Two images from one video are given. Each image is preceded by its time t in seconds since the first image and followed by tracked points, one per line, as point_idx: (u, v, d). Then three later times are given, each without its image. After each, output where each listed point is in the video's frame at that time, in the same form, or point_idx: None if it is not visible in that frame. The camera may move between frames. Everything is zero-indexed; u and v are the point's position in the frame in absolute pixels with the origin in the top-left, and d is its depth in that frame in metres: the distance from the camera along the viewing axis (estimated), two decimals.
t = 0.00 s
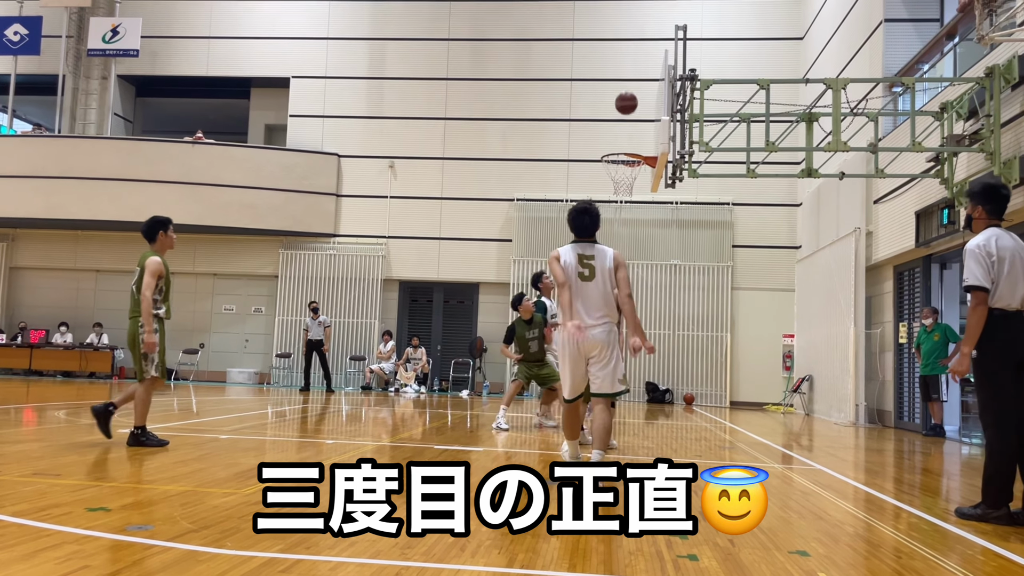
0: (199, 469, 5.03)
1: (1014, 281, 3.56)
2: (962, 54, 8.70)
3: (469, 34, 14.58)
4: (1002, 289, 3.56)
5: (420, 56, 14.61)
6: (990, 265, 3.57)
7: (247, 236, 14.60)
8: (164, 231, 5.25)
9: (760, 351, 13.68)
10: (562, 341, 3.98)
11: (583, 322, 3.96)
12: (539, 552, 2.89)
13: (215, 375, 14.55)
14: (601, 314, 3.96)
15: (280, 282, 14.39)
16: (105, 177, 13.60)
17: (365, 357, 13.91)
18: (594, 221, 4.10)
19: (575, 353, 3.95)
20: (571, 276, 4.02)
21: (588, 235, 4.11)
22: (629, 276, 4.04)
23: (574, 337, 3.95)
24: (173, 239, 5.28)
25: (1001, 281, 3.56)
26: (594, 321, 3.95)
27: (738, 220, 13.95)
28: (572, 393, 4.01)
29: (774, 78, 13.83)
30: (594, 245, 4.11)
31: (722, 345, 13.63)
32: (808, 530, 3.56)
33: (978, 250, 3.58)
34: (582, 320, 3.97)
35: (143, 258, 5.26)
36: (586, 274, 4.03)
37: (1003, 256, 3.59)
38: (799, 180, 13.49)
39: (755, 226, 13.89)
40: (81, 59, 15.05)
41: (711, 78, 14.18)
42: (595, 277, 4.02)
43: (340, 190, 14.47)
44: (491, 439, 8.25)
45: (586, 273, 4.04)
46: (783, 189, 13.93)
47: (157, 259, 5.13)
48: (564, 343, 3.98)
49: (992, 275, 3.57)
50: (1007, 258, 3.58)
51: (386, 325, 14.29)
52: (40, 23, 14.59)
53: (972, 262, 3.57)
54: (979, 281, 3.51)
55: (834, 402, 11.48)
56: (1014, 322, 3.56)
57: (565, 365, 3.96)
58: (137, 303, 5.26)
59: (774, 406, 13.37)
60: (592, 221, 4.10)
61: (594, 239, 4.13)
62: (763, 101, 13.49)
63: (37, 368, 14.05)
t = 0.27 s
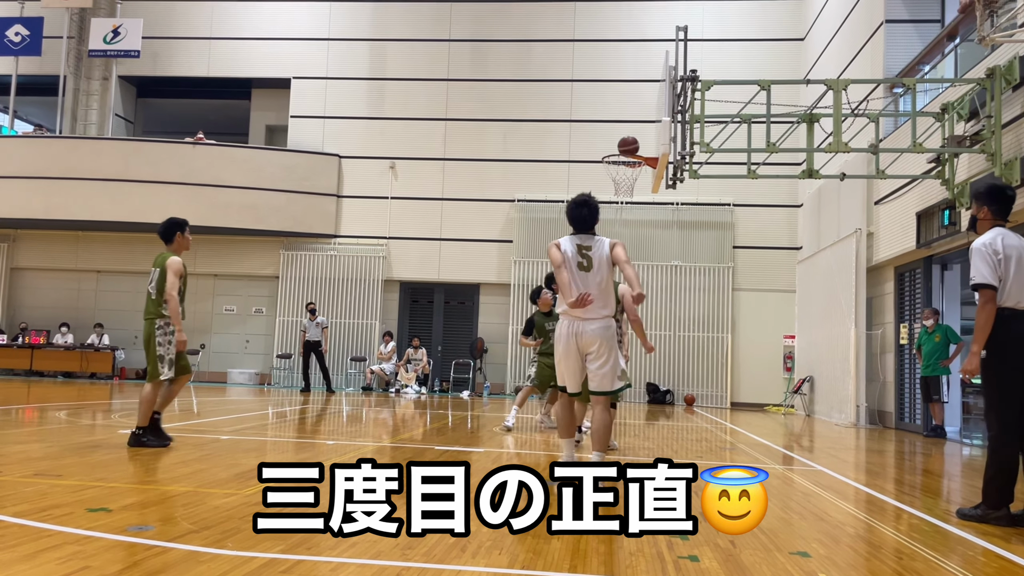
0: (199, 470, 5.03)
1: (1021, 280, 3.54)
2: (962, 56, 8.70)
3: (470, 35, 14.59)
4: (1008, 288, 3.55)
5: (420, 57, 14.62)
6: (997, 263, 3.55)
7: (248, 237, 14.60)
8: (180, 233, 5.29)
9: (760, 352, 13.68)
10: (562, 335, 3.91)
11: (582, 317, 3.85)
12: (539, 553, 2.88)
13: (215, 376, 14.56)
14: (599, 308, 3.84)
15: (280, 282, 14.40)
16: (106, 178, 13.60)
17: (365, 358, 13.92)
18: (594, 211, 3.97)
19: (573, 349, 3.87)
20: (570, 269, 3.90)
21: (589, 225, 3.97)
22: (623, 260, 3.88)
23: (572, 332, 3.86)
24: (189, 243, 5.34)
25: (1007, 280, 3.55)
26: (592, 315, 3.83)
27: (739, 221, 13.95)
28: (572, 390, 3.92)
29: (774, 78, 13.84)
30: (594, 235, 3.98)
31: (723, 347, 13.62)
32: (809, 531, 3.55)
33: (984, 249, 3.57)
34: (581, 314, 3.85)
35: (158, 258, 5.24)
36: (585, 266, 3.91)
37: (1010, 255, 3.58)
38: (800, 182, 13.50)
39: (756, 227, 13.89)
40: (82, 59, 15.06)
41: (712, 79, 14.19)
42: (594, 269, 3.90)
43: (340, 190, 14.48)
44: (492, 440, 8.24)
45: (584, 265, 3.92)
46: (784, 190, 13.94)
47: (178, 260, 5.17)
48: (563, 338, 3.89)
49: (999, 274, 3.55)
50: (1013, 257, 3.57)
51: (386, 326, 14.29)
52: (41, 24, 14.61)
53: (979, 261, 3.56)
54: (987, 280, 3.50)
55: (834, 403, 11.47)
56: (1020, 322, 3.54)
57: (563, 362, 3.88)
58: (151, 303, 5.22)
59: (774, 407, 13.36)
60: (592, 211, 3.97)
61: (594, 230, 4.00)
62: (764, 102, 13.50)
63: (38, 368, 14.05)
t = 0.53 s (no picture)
0: (201, 470, 5.04)
1: None
2: (964, 56, 8.69)
3: (471, 35, 14.59)
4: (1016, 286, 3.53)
5: (421, 57, 14.63)
6: (1005, 262, 3.52)
7: (249, 237, 14.61)
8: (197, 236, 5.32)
9: (762, 352, 13.68)
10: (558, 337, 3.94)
11: (578, 318, 3.85)
12: (540, 553, 2.89)
13: (216, 376, 14.57)
14: (595, 308, 3.83)
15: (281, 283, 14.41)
16: (107, 178, 13.62)
17: (366, 358, 13.93)
18: (590, 211, 3.99)
19: (568, 350, 3.86)
20: (566, 271, 3.95)
21: (585, 226, 3.99)
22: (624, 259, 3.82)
23: (567, 334, 3.85)
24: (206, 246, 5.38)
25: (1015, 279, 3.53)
26: (587, 316, 3.83)
27: (740, 221, 13.95)
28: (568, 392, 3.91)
29: (775, 79, 13.85)
30: (590, 236, 3.98)
31: (724, 347, 13.63)
32: (810, 532, 3.55)
33: (991, 247, 3.54)
34: (577, 315, 3.85)
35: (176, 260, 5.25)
36: (581, 267, 3.92)
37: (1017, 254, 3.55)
38: (802, 183, 13.51)
39: (757, 228, 13.89)
40: (84, 60, 15.08)
41: (713, 80, 14.18)
42: (590, 269, 3.90)
43: (341, 191, 14.49)
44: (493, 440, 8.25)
45: (580, 266, 3.92)
46: (785, 191, 13.94)
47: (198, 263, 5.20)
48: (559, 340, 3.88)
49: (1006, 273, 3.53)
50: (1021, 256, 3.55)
51: (388, 326, 14.30)
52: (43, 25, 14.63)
53: (986, 260, 3.53)
54: (995, 278, 3.47)
55: (836, 404, 11.45)
56: None
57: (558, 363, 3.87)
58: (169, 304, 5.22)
59: (775, 408, 13.35)
60: (588, 211, 4.00)
61: (591, 230, 4.01)
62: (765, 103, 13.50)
63: (39, 369, 14.07)
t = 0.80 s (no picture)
0: (202, 470, 5.04)
1: None
2: (965, 57, 8.68)
3: (472, 35, 14.59)
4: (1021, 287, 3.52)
5: (422, 57, 14.63)
6: (1009, 262, 3.51)
7: (249, 237, 14.62)
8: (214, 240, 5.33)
9: (763, 352, 13.68)
10: (549, 338, 3.88)
11: (570, 321, 3.79)
12: (541, 554, 2.88)
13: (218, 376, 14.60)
14: (587, 311, 3.77)
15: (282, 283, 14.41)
16: (109, 178, 13.63)
17: (368, 358, 13.94)
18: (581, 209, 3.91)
19: (560, 354, 3.80)
20: (555, 271, 3.88)
21: (576, 225, 3.91)
22: (621, 269, 3.77)
23: (559, 337, 3.79)
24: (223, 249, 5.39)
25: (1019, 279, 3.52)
26: (580, 319, 3.77)
27: (741, 222, 13.94)
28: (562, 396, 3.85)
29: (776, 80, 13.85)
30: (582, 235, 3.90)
31: (726, 348, 13.62)
32: (811, 532, 3.55)
33: (995, 247, 3.52)
34: (569, 318, 3.78)
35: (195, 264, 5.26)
36: (571, 268, 3.84)
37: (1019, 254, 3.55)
38: (803, 183, 13.51)
39: (758, 228, 13.89)
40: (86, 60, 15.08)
41: (714, 80, 14.18)
42: (582, 271, 3.83)
43: (342, 191, 14.50)
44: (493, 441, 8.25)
45: (570, 267, 3.85)
46: (786, 191, 13.94)
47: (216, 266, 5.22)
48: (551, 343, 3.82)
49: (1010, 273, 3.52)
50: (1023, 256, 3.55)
51: (389, 326, 14.31)
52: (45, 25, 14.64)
53: (991, 260, 3.51)
54: (1001, 278, 3.45)
55: (837, 404, 11.44)
56: None
57: (551, 367, 3.81)
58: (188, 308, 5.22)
59: (776, 408, 13.35)
60: (579, 210, 3.92)
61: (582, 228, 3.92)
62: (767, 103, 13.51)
63: (41, 369, 14.08)
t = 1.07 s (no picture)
0: (203, 469, 5.04)
1: None
2: (967, 57, 8.67)
3: (474, 35, 14.59)
4: None
5: (424, 57, 14.63)
6: (1011, 262, 3.50)
7: (251, 237, 14.62)
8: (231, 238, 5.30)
9: (764, 352, 13.66)
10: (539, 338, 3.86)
11: (558, 321, 3.77)
12: (541, 554, 2.87)
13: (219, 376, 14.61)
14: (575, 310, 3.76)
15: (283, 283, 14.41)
16: (110, 178, 13.63)
17: (369, 358, 13.94)
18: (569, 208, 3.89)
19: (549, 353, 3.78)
20: (542, 270, 3.88)
21: (564, 223, 3.90)
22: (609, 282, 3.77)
23: (548, 337, 3.77)
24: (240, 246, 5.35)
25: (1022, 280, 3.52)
26: (568, 319, 3.75)
27: (743, 222, 13.94)
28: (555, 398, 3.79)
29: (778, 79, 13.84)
30: (569, 234, 3.89)
31: (727, 348, 13.61)
32: (813, 533, 3.54)
33: (997, 247, 3.50)
34: (557, 318, 3.76)
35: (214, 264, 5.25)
36: (558, 268, 3.84)
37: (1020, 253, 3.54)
38: (805, 183, 13.51)
39: (760, 228, 13.88)
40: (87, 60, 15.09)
41: (716, 80, 14.17)
42: (569, 270, 3.82)
43: (344, 191, 14.50)
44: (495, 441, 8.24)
45: (557, 266, 3.85)
46: (788, 191, 13.94)
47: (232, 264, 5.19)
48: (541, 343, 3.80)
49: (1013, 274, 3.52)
50: None
51: (390, 326, 14.31)
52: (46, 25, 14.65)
53: (994, 261, 3.49)
54: (1005, 280, 3.44)
55: (839, 404, 11.43)
56: None
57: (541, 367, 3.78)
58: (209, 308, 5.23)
59: (778, 408, 13.33)
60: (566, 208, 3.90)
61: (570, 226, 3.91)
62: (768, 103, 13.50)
63: (42, 368, 14.09)
